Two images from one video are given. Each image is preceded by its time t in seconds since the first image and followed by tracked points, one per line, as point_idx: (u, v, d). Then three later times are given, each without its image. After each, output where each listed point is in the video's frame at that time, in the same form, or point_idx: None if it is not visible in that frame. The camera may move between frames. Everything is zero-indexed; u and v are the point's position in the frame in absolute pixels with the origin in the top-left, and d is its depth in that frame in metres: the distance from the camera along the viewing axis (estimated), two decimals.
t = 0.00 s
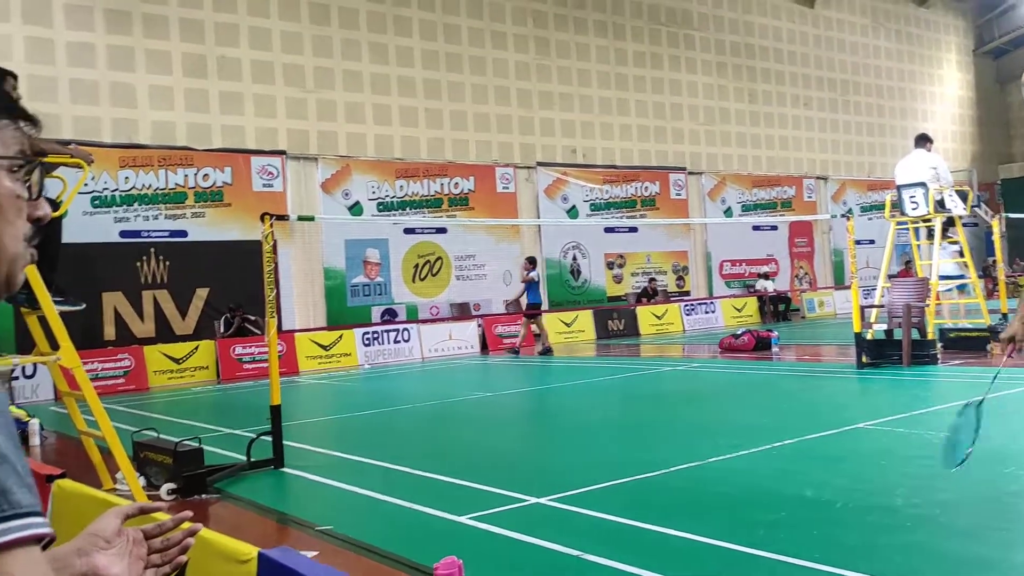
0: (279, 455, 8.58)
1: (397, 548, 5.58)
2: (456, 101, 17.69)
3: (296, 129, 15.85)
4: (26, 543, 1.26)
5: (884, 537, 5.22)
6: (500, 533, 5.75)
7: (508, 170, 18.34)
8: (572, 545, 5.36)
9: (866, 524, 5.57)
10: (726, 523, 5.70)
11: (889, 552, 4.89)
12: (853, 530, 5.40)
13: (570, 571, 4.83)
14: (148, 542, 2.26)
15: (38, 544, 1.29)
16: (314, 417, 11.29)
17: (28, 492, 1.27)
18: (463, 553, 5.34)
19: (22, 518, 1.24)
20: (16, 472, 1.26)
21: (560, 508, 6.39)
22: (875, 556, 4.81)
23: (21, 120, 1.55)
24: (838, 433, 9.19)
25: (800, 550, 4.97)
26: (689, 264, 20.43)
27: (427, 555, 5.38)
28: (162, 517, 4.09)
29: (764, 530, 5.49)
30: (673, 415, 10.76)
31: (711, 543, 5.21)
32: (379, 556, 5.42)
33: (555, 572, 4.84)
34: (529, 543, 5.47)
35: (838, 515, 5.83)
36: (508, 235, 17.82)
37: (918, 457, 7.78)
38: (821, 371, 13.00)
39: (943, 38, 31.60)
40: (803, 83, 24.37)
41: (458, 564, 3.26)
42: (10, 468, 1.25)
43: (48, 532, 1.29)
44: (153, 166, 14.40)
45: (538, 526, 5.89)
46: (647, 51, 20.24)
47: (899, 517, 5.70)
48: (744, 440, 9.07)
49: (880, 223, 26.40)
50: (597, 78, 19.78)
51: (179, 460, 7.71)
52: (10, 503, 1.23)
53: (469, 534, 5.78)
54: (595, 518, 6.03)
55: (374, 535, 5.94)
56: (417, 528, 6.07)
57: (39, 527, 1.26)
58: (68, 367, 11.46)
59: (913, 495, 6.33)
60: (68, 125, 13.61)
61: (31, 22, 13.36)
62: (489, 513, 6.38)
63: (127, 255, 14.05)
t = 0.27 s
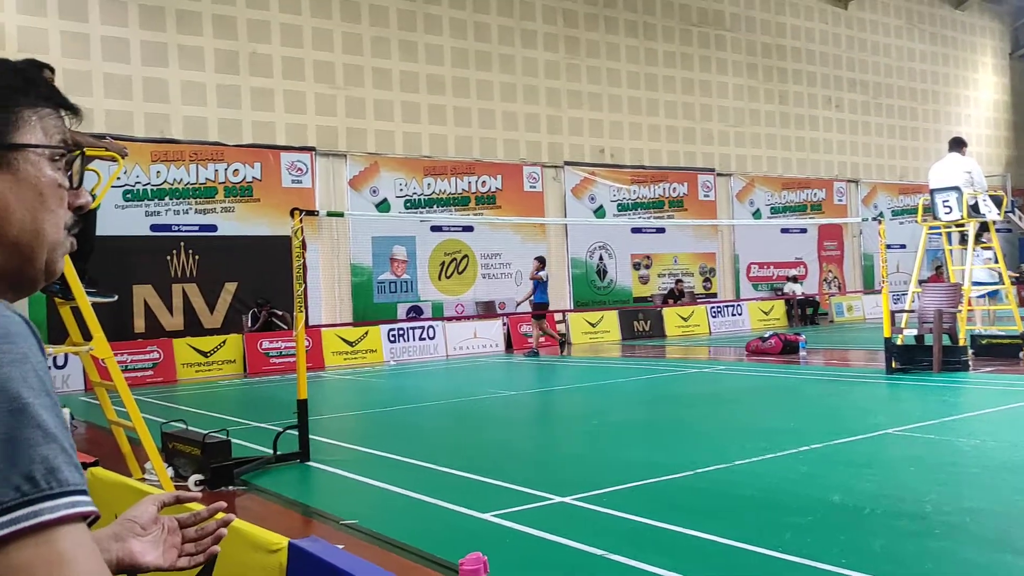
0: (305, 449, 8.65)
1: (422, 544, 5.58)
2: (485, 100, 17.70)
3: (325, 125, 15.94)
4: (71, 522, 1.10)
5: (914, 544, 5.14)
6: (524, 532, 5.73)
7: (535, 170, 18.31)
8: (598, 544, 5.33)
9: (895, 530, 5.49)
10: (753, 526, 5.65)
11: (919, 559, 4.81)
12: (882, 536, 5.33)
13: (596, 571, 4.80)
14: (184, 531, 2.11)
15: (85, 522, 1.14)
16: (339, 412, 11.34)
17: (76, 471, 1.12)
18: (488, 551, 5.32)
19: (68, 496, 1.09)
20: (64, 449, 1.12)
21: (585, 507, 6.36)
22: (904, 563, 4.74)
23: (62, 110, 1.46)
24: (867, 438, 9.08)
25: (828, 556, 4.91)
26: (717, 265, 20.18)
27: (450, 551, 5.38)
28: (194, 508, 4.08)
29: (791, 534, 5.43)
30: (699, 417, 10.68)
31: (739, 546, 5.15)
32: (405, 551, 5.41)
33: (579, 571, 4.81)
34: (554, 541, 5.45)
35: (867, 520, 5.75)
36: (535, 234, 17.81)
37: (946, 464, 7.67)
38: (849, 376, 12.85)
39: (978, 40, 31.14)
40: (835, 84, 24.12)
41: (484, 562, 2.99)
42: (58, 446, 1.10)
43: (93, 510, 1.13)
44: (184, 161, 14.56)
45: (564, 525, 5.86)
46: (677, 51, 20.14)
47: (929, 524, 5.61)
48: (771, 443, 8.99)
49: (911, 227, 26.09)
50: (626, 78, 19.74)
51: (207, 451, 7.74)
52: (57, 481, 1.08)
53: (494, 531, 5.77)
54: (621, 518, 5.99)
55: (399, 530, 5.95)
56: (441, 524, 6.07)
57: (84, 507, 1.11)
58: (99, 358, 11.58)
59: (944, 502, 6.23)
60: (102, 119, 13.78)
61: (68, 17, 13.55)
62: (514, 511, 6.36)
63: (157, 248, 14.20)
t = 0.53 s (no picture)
0: (322, 444, 8.63)
1: (437, 540, 5.57)
2: (505, 97, 17.67)
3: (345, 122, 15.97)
4: (98, 510, 1.09)
5: (933, 549, 5.07)
6: (540, 530, 5.70)
7: (554, 168, 18.09)
8: (613, 543, 5.31)
9: (915, 534, 5.42)
10: (771, 529, 5.60)
11: (938, 565, 4.75)
12: (899, 540, 5.27)
13: (612, 571, 4.77)
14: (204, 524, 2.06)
15: (110, 512, 1.12)
16: (355, 408, 11.34)
17: (103, 460, 1.11)
18: (504, 548, 5.30)
19: (95, 485, 1.08)
20: (92, 439, 1.10)
21: (601, 507, 6.33)
22: (923, 568, 4.68)
23: (90, 103, 1.44)
24: (888, 441, 8.98)
25: (845, 559, 4.86)
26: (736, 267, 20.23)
27: (465, 548, 5.37)
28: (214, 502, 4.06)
29: (808, 537, 5.38)
30: (716, 418, 10.60)
31: (756, 548, 5.11)
32: (422, 547, 5.38)
33: (595, 570, 4.79)
34: (570, 540, 5.42)
35: (887, 524, 5.68)
36: (553, 233, 17.76)
37: (968, 469, 7.56)
38: (869, 379, 12.72)
39: (1004, 41, 30.75)
40: (858, 85, 23.90)
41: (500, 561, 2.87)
42: (85, 435, 1.09)
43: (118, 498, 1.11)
44: (204, 156, 14.61)
45: (580, 524, 5.83)
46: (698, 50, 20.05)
47: (949, 529, 5.54)
48: (791, 446, 8.91)
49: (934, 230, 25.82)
50: (647, 77, 19.67)
51: (225, 445, 7.75)
52: (84, 470, 1.07)
53: (510, 529, 5.74)
54: (638, 518, 5.95)
55: (415, 527, 5.93)
56: (458, 521, 6.06)
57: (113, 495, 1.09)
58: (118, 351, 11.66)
59: (965, 507, 6.15)
60: (123, 114, 13.88)
61: (92, 12, 13.63)
62: (531, 509, 6.33)
63: (177, 243, 14.26)
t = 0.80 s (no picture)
0: (328, 443, 8.68)
1: (442, 540, 5.61)
2: (511, 98, 17.73)
3: (352, 122, 16.05)
4: (100, 509, 1.09)
5: (936, 551, 5.09)
6: (545, 530, 5.73)
7: (560, 168, 18.26)
8: (617, 544, 5.34)
9: (918, 536, 5.44)
10: (775, 530, 5.62)
11: (941, 567, 4.76)
12: (903, 541, 5.29)
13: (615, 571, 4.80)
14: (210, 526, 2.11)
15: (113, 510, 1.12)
16: (362, 407, 11.39)
17: (105, 459, 1.11)
18: (508, 548, 5.33)
19: (98, 485, 1.08)
20: (94, 438, 1.10)
21: (605, 507, 6.36)
22: (926, 570, 4.70)
23: (92, 103, 1.45)
24: (893, 442, 8.99)
25: (848, 560, 4.89)
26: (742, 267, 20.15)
27: (470, 547, 5.41)
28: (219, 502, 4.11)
29: (812, 538, 5.39)
30: (722, 419, 10.61)
31: (760, 549, 5.13)
32: (428, 547, 5.43)
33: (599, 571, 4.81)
34: (575, 540, 5.45)
35: (890, 526, 5.70)
36: (559, 233, 17.81)
37: (972, 470, 7.57)
38: (874, 380, 12.72)
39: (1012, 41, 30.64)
40: (864, 86, 23.87)
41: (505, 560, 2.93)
42: (87, 435, 1.09)
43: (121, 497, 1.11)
44: (212, 156, 14.67)
45: (584, 524, 5.87)
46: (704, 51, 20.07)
47: (951, 531, 5.56)
48: (795, 446, 8.92)
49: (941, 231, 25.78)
50: (653, 77, 19.69)
51: (232, 444, 7.81)
52: (87, 469, 1.07)
53: (515, 529, 5.78)
54: (642, 519, 5.98)
55: (420, 526, 5.97)
56: (463, 520, 6.10)
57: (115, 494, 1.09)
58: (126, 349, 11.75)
59: (969, 509, 6.16)
60: (132, 113, 13.98)
61: (102, 13, 13.74)
62: (535, 509, 6.36)
63: (185, 242, 14.35)
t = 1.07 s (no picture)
0: (328, 443, 8.68)
1: (442, 540, 5.61)
2: (511, 98, 17.73)
3: (353, 123, 16.05)
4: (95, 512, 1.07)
5: (936, 551, 5.09)
6: (545, 531, 5.73)
7: (561, 169, 18.23)
8: (617, 544, 5.34)
9: (917, 536, 5.43)
10: (775, 530, 5.61)
11: (941, 567, 4.75)
12: (903, 541, 5.28)
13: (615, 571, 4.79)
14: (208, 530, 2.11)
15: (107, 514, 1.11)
16: (362, 408, 11.38)
17: (98, 463, 1.09)
18: (507, 549, 5.33)
19: (92, 487, 1.06)
20: (87, 443, 1.09)
21: (605, 508, 6.36)
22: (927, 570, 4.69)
23: (87, 104, 1.46)
24: (894, 443, 8.98)
25: (848, 561, 4.88)
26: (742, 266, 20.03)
27: (470, 548, 5.41)
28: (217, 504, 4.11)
29: (813, 538, 5.38)
30: (722, 419, 10.61)
31: (759, 549, 5.13)
32: (427, 548, 5.42)
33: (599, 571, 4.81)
34: (575, 541, 5.44)
35: (890, 526, 5.69)
36: (559, 234, 17.81)
37: (973, 471, 7.56)
38: (875, 380, 12.71)
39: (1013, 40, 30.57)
40: (865, 85, 23.84)
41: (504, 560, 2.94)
42: (80, 439, 1.07)
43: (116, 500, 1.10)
44: (213, 156, 14.70)
45: (583, 524, 5.86)
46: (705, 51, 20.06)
47: (952, 531, 5.55)
48: (796, 446, 8.91)
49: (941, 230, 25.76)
50: (653, 77, 19.69)
51: (233, 444, 7.82)
52: (79, 473, 1.05)
53: (514, 529, 5.78)
54: (641, 519, 5.98)
55: (420, 527, 5.97)
56: (462, 521, 6.10)
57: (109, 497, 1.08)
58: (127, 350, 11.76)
59: (969, 509, 6.16)
60: (132, 114, 13.97)
61: (103, 14, 13.73)
62: (535, 509, 6.36)
63: (185, 242, 14.35)
